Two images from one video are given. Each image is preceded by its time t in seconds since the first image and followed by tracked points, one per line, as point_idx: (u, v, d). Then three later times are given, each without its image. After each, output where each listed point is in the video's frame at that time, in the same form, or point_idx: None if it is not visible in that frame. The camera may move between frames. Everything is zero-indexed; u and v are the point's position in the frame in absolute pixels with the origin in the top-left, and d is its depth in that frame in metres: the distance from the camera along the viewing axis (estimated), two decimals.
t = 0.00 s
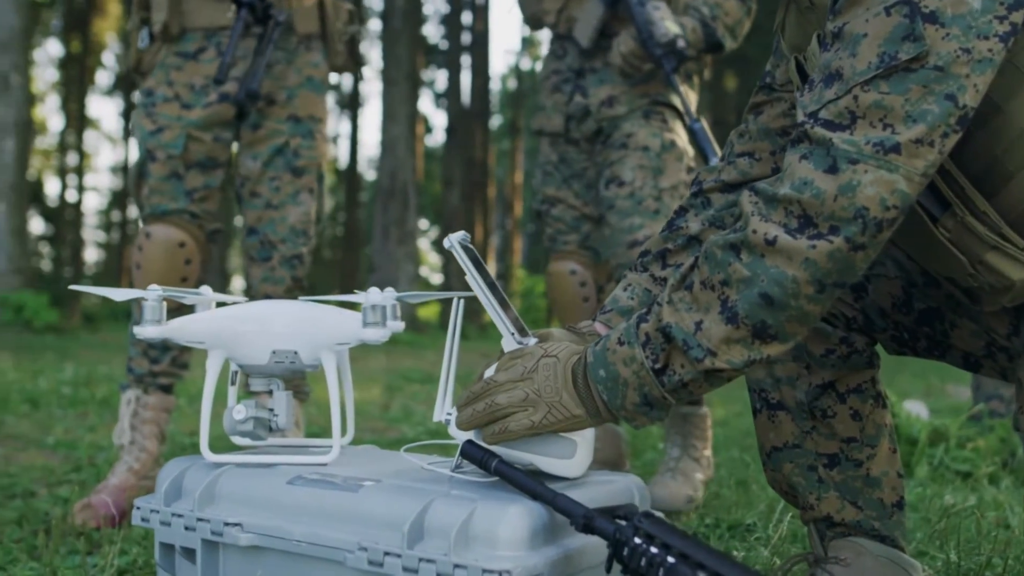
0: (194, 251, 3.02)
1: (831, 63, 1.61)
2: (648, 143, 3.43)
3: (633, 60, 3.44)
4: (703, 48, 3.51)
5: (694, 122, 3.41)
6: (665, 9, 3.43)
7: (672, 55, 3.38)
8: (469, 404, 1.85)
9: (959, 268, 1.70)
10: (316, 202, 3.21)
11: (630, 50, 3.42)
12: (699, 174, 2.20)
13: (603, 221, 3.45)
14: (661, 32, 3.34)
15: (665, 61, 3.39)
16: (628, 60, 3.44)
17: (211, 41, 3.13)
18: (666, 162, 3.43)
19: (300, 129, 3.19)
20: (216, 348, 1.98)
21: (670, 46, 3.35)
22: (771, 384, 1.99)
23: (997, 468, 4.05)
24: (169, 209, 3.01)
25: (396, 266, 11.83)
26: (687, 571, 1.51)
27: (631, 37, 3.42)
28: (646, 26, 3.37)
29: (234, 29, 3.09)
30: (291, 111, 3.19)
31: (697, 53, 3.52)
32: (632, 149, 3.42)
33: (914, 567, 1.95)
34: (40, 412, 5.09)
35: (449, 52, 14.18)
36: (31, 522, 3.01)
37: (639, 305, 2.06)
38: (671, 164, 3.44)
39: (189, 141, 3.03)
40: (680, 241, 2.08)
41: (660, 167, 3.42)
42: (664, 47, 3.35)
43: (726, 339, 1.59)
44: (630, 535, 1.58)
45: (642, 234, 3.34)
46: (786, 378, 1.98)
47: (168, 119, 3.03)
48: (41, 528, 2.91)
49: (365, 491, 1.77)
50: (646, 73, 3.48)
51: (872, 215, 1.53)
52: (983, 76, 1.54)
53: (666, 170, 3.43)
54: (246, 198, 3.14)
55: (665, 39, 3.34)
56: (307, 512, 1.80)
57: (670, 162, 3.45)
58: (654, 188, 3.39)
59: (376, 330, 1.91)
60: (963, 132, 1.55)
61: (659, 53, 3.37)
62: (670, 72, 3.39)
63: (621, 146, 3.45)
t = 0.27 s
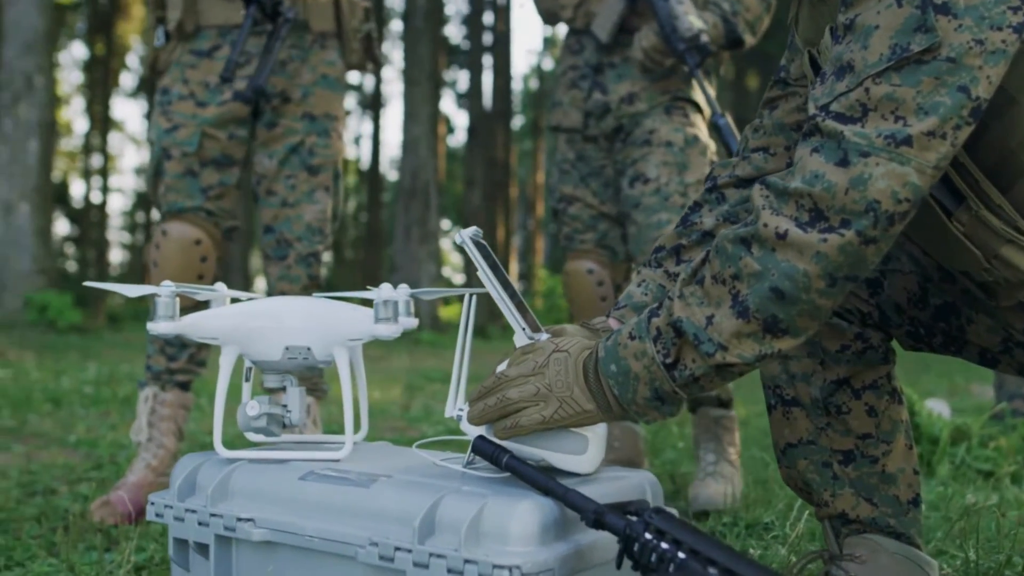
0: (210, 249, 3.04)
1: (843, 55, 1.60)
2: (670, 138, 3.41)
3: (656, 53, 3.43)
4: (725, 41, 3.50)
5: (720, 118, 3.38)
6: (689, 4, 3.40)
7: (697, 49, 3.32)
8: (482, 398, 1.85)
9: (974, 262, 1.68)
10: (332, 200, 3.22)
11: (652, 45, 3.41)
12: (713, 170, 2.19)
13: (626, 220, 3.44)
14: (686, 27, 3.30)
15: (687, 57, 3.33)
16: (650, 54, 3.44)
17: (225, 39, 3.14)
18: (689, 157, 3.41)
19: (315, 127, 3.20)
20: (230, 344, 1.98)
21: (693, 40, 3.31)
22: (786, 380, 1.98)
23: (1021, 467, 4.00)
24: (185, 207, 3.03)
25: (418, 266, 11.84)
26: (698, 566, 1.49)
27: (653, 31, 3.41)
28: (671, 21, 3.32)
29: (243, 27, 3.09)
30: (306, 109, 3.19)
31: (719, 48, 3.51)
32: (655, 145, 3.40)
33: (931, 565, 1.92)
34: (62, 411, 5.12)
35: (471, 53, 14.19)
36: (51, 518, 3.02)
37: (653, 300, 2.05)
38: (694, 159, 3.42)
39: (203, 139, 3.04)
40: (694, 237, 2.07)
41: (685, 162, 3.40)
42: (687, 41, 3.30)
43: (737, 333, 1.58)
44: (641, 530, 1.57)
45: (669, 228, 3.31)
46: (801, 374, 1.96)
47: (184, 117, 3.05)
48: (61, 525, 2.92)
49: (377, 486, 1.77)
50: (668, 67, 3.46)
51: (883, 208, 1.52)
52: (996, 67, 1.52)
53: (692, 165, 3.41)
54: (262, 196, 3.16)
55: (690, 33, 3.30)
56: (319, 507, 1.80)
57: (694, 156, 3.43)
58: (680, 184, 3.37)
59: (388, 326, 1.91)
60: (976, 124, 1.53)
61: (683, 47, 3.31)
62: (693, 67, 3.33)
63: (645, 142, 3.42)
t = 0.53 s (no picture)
0: (224, 248, 3.05)
1: (853, 50, 1.59)
2: (692, 138, 3.42)
3: (677, 49, 3.41)
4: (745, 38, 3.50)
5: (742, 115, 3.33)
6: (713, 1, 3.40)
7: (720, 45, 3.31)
8: (492, 395, 1.85)
9: (986, 259, 1.66)
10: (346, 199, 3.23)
11: (674, 40, 3.39)
12: (725, 167, 2.17)
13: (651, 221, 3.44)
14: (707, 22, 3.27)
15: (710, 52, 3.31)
16: (671, 50, 3.42)
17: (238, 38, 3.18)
18: (712, 156, 3.41)
19: (329, 126, 3.21)
20: (241, 342, 1.98)
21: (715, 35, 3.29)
22: (798, 377, 1.97)
23: None
24: (199, 206, 3.05)
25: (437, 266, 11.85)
26: (706, 563, 1.49)
27: (674, 28, 3.38)
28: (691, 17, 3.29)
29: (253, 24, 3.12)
30: (319, 108, 3.21)
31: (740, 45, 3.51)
32: (677, 146, 3.41)
33: (945, 564, 1.91)
34: (81, 411, 5.14)
35: (490, 53, 14.21)
36: (67, 517, 3.03)
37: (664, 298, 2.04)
38: (716, 157, 3.42)
39: (216, 138, 3.07)
40: (706, 234, 2.06)
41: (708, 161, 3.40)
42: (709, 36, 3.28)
43: (746, 329, 1.58)
44: (649, 527, 1.56)
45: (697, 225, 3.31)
46: (813, 372, 1.96)
47: (197, 116, 3.07)
48: (76, 522, 2.92)
49: (386, 483, 1.77)
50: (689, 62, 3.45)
51: (893, 203, 1.51)
52: (1007, 61, 1.51)
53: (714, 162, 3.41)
54: (276, 196, 3.18)
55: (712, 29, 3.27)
56: (329, 505, 1.80)
57: (717, 155, 3.43)
58: (703, 183, 3.37)
59: (398, 324, 1.92)
60: (987, 118, 1.52)
61: (705, 43, 3.29)
62: (716, 64, 3.31)
63: (666, 142, 3.43)
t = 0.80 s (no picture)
0: (236, 246, 3.13)
1: (860, 46, 1.58)
2: (714, 142, 3.40)
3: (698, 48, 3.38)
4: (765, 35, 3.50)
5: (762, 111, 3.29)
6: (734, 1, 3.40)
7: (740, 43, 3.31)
8: (499, 393, 1.84)
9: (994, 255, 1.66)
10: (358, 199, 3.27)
11: (693, 38, 3.35)
12: (734, 165, 2.17)
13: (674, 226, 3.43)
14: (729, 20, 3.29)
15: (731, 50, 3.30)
16: (692, 48, 3.38)
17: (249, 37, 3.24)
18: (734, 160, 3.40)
19: (340, 125, 3.25)
20: (250, 340, 1.99)
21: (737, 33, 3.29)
22: (807, 375, 1.96)
23: None
24: (210, 204, 3.13)
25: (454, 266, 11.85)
26: (711, 562, 1.48)
27: (694, 26, 3.35)
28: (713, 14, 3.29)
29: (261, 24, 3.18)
30: (330, 108, 3.25)
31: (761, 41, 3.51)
32: (699, 150, 3.39)
33: (955, 564, 1.90)
34: (97, 410, 5.16)
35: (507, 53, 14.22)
36: (82, 515, 3.04)
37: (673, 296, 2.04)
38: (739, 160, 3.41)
39: (227, 137, 3.14)
40: (714, 232, 2.05)
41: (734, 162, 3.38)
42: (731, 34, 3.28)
43: (753, 327, 1.57)
44: (655, 525, 1.56)
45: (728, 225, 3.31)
46: (822, 370, 1.95)
47: (208, 115, 3.15)
48: (91, 521, 2.93)
49: (394, 481, 1.77)
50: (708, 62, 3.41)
51: (900, 200, 1.50)
52: (1015, 56, 1.50)
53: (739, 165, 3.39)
54: (287, 195, 3.23)
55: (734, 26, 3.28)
56: (337, 502, 1.80)
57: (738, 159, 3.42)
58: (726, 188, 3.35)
59: (406, 322, 1.92)
60: (994, 113, 1.51)
61: (726, 41, 3.28)
62: (736, 61, 3.31)
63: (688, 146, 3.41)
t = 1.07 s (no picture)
0: (249, 245, 3.22)
1: (865, 46, 1.58)
2: (739, 148, 3.40)
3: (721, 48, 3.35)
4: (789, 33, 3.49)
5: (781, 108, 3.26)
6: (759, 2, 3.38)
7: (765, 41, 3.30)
8: (508, 393, 1.85)
9: (1002, 255, 1.65)
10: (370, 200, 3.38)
11: (717, 39, 3.32)
12: (744, 165, 2.16)
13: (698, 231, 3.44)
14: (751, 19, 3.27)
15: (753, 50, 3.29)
16: (715, 47, 3.35)
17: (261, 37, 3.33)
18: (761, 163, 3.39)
19: (352, 126, 3.36)
20: (261, 341, 2.00)
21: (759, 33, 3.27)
22: (816, 376, 1.96)
23: None
24: (223, 204, 3.22)
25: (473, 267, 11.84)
26: (715, 562, 1.48)
27: (718, 26, 3.31)
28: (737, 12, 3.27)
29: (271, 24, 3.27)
30: (342, 109, 3.36)
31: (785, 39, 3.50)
32: (726, 155, 3.39)
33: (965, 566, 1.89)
34: (117, 410, 5.20)
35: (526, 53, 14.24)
36: (98, 514, 3.07)
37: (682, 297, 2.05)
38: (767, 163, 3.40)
39: (239, 136, 3.23)
40: (723, 232, 2.05)
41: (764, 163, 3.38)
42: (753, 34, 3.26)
43: (758, 327, 1.57)
44: (660, 526, 1.56)
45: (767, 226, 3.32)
46: (832, 371, 1.95)
47: (220, 115, 3.24)
48: (107, 520, 2.96)
49: (401, 482, 1.78)
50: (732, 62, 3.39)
51: (905, 200, 1.49)
52: (1021, 55, 1.50)
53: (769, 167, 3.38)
54: (301, 196, 3.33)
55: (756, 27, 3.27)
56: (346, 502, 1.81)
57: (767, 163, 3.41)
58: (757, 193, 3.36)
59: (414, 323, 1.93)
60: (1000, 113, 1.50)
61: (749, 40, 3.26)
62: (761, 61, 3.30)
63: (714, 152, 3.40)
